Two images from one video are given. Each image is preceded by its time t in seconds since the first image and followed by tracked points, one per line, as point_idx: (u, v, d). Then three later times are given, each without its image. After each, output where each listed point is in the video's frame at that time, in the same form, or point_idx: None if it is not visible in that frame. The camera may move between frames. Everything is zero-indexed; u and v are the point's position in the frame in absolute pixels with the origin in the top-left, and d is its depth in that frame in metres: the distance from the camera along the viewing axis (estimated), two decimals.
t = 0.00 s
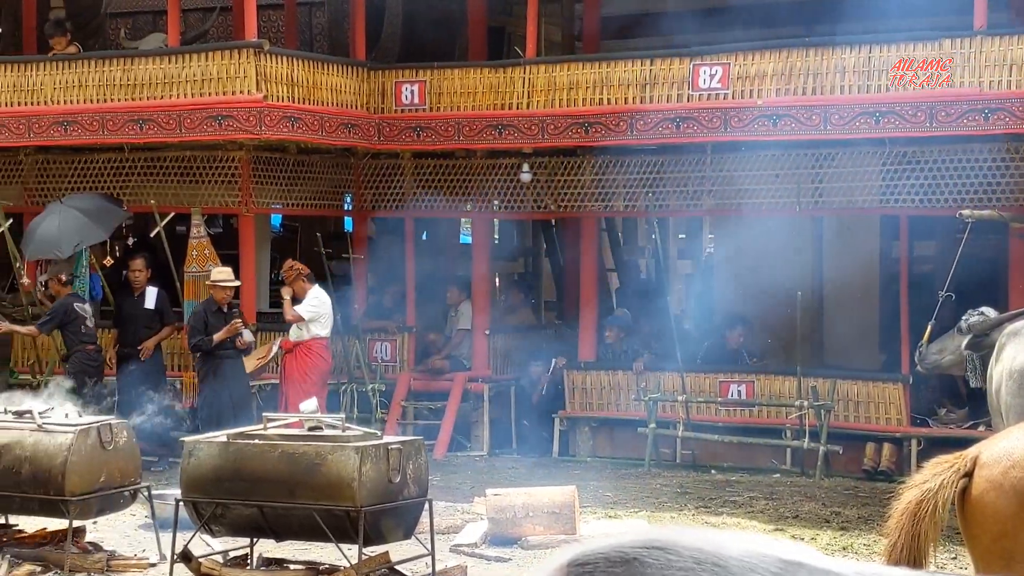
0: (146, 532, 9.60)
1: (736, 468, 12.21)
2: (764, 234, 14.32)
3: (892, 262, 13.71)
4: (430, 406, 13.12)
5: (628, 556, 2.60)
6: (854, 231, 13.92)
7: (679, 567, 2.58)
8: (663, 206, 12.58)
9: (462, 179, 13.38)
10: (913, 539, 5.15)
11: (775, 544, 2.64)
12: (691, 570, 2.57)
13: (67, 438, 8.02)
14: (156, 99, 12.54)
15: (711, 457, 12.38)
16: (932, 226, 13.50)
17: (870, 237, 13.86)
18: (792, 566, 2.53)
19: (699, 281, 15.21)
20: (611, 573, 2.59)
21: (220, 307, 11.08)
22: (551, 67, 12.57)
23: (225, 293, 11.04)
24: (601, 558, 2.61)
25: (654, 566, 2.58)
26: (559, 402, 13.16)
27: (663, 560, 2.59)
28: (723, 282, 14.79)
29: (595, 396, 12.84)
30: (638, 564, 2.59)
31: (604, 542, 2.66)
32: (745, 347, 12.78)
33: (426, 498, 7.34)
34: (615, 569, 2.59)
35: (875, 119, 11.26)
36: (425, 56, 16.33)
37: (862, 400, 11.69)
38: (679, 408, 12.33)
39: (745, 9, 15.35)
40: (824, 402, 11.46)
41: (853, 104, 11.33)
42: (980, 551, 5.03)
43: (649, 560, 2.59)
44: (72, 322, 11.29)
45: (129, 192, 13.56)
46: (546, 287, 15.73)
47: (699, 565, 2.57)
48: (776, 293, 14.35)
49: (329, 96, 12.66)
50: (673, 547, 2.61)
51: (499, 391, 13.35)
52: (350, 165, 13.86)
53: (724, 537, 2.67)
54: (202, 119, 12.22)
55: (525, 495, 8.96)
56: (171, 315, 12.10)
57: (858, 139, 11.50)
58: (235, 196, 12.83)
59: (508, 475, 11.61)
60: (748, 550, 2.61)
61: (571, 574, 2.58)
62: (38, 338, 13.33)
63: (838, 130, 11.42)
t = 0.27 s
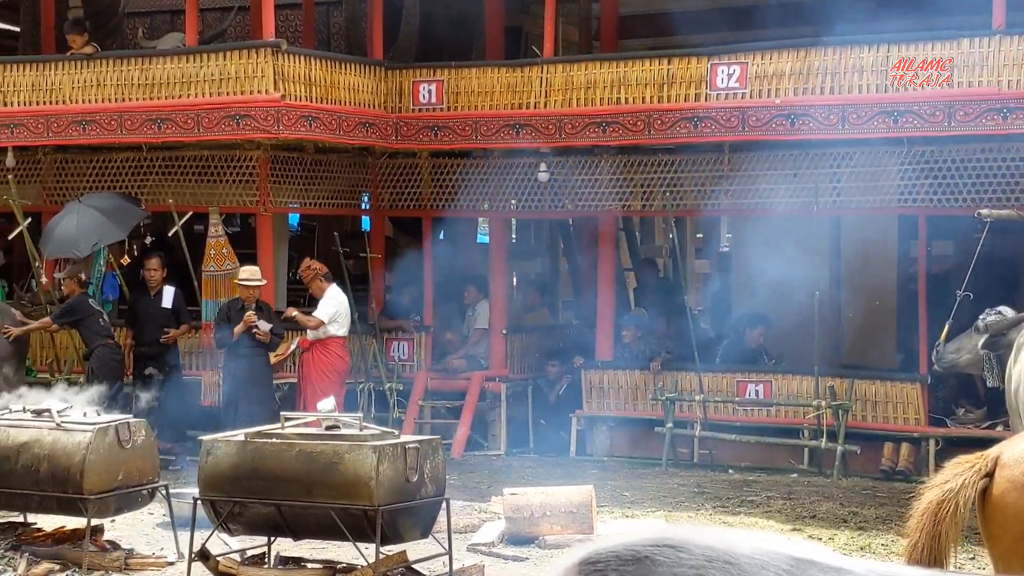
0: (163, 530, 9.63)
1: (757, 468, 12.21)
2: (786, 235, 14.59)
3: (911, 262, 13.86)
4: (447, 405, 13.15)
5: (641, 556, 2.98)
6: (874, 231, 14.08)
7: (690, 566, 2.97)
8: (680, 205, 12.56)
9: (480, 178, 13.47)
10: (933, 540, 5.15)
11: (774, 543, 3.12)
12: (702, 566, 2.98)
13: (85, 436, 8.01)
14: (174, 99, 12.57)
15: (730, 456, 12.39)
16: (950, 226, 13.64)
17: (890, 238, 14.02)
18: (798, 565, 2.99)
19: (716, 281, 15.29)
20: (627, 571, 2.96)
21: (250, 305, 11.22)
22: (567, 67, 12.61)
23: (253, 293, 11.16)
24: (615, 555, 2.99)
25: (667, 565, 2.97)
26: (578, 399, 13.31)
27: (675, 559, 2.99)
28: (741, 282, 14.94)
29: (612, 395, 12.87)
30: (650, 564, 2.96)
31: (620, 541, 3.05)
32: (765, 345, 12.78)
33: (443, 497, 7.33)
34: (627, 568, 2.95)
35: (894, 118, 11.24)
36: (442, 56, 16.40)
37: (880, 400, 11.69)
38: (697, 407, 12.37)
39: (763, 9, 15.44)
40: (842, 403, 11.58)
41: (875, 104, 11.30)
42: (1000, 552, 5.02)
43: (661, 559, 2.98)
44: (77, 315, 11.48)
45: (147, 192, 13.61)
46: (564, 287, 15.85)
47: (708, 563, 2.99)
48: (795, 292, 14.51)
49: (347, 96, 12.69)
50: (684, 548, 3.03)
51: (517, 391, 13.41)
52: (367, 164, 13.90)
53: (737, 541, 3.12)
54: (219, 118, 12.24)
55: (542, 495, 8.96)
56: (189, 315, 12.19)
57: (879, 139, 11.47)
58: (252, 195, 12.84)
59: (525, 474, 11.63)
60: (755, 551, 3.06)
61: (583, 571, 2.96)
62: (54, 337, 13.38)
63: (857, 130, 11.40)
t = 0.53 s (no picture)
0: (169, 530, 9.65)
1: (761, 468, 12.24)
2: (794, 235, 14.62)
3: (917, 263, 13.84)
4: (452, 406, 13.17)
5: (646, 552, 2.97)
6: (879, 231, 14.09)
7: (694, 564, 2.92)
8: (685, 206, 12.57)
9: (486, 179, 13.48)
10: (943, 541, 5.08)
11: (781, 542, 3.02)
12: (707, 563, 2.92)
13: (91, 436, 8.01)
14: (180, 99, 12.57)
15: (736, 457, 12.41)
16: (956, 227, 13.69)
17: (895, 238, 14.02)
18: (809, 563, 2.89)
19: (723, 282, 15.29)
20: (629, 569, 2.94)
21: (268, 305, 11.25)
22: (573, 67, 12.63)
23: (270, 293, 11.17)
24: (618, 554, 2.97)
25: (670, 563, 2.93)
26: (583, 402, 13.21)
27: (680, 558, 2.94)
28: (747, 283, 14.99)
29: (618, 395, 12.88)
30: (655, 560, 2.95)
31: (626, 538, 3.04)
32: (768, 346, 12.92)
33: (448, 498, 7.32)
34: (634, 564, 2.94)
35: (899, 118, 11.26)
36: (447, 56, 16.43)
37: (886, 400, 11.69)
38: (702, 407, 12.37)
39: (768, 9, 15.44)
40: (848, 403, 11.56)
41: (881, 104, 11.31)
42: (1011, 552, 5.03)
43: (666, 556, 2.94)
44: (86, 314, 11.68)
45: (153, 192, 13.63)
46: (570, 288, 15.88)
47: (714, 561, 2.92)
48: (800, 293, 14.54)
49: (353, 96, 12.70)
50: (690, 544, 2.98)
51: (522, 391, 13.42)
52: (372, 164, 13.92)
53: (740, 537, 3.02)
54: (226, 118, 12.26)
55: (548, 495, 8.97)
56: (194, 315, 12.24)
57: (885, 139, 11.49)
58: (258, 196, 12.86)
59: (530, 474, 11.65)
60: (762, 548, 2.97)
61: (590, 568, 2.97)
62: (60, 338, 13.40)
63: (863, 130, 11.41)
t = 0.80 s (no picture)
0: (167, 533, 9.66)
1: (758, 469, 12.22)
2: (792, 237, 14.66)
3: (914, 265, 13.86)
4: (450, 408, 13.20)
5: (643, 551, 2.58)
6: (876, 232, 14.11)
7: (691, 564, 2.54)
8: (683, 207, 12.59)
9: (484, 180, 13.50)
10: (941, 541, 5.09)
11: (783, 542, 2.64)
12: (703, 566, 2.54)
13: (88, 438, 8.00)
14: (178, 101, 12.58)
15: (734, 459, 12.41)
16: (953, 228, 13.70)
17: (892, 240, 14.04)
18: (807, 565, 2.54)
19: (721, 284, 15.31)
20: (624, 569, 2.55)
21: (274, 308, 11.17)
22: (570, 69, 12.64)
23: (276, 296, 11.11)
24: (613, 554, 2.58)
25: (667, 563, 2.54)
26: (581, 403, 13.29)
27: (675, 558, 2.55)
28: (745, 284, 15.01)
29: (616, 397, 12.89)
30: (652, 560, 2.56)
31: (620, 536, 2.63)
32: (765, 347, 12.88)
33: (446, 500, 7.33)
34: (631, 564, 2.56)
35: (897, 120, 11.28)
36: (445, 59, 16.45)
37: (883, 401, 11.71)
38: (700, 409, 12.38)
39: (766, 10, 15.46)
40: (845, 405, 11.61)
41: (878, 106, 11.33)
42: (1007, 553, 5.04)
43: (662, 555, 2.56)
44: (102, 322, 11.80)
45: (151, 195, 13.64)
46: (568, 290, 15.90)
47: (710, 561, 2.55)
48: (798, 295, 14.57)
49: (350, 98, 12.72)
50: (686, 543, 2.60)
51: (520, 393, 13.43)
52: (370, 166, 13.92)
53: (740, 538, 2.65)
54: (223, 120, 12.26)
55: (546, 496, 8.98)
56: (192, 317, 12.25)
57: (882, 140, 11.52)
58: (255, 198, 12.87)
59: (529, 476, 11.65)
60: (760, 548, 2.61)
61: (587, 570, 2.56)
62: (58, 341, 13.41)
63: (860, 132, 11.44)
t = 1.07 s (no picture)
0: (168, 533, 9.65)
1: (760, 469, 12.21)
2: (794, 238, 14.68)
3: (916, 265, 13.86)
4: (452, 408, 13.19)
5: (640, 551, 2.55)
6: (878, 233, 14.12)
7: (690, 563, 2.53)
8: (684, 208, 12.60)
9: (485, 181, 13.50)
10: (945, 541, 5.07)
11: (779, 542, 2.63)
12: (702, 565, 2.53)
13: (90, 439, 7.99)
14: (179, 102, 12.58)
15: (736, 459, 12.40)
16: (954, 228, 13.71)
17: (894, 240, 14.04)
18: (804, 564, 2.53)
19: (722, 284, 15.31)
20: (624, 569, 2.53)
21: (274, 310, 11.19)
22: (572, 69, 12.65)
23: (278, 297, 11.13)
24: (612, 554, 2.56)
25: (666, 564, 2.52)
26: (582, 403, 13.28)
27: (674, 558, 2.53)
28: (746, 285, 15.02)
29: (618, 397, 12.90)
30: (649, 559, 2.54)
31: (618, 536, 2.62)
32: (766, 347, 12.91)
33: (448, 500, 7.33)
34: (628, 563, 2.53)
35: (898, 120, 11.28)
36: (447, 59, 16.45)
37: (885, 401, 11.71)
38: (702, 410, 12.38)
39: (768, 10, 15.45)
40: (847, 405, 11.62)
41: (880, 106, 11.33)
42: (1009, 553, 5.04)
43: (660, 555, 2.54)
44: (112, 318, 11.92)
45: (153, 195, 13.64)
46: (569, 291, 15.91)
47: (709, 561, 2.53)
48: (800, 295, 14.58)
49: (352, 99, 12.72)
50: (684, 543, 2.58)
51: (522, 394, 13.43)
52: (372, 167, 13.92)
53: (736, 538, 2.63)
54: (225, 121, 12.26)
55: (548, 497, 8.98)
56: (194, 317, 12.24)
57: (884, 141, 11.52)
58: (257, 199, 12.87)
59: (530, 476, 11.65)
60: (758, 548, 2.59)
61: (583, 569, 2.54)
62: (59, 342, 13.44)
63: (863, 132, 11.44)
